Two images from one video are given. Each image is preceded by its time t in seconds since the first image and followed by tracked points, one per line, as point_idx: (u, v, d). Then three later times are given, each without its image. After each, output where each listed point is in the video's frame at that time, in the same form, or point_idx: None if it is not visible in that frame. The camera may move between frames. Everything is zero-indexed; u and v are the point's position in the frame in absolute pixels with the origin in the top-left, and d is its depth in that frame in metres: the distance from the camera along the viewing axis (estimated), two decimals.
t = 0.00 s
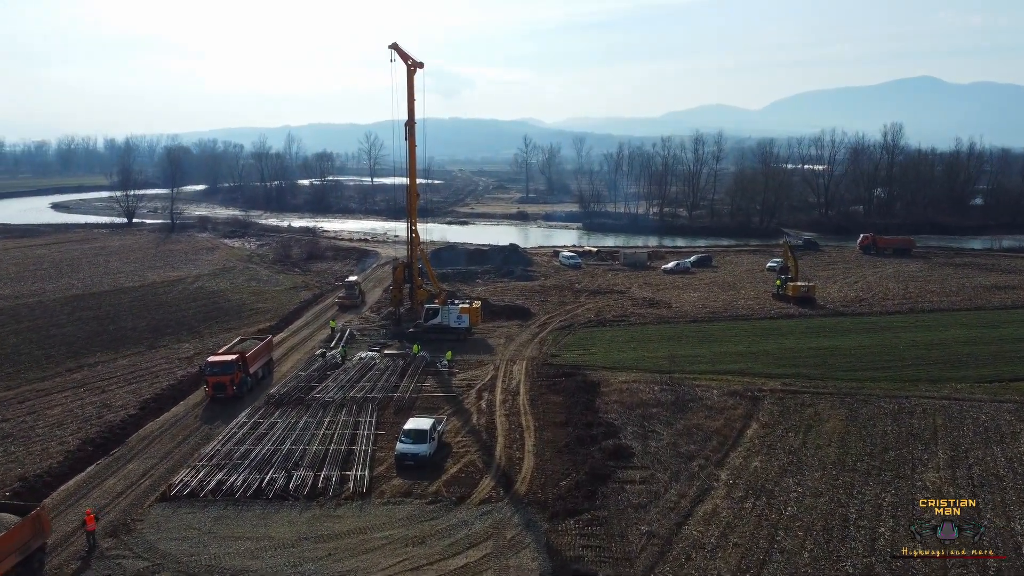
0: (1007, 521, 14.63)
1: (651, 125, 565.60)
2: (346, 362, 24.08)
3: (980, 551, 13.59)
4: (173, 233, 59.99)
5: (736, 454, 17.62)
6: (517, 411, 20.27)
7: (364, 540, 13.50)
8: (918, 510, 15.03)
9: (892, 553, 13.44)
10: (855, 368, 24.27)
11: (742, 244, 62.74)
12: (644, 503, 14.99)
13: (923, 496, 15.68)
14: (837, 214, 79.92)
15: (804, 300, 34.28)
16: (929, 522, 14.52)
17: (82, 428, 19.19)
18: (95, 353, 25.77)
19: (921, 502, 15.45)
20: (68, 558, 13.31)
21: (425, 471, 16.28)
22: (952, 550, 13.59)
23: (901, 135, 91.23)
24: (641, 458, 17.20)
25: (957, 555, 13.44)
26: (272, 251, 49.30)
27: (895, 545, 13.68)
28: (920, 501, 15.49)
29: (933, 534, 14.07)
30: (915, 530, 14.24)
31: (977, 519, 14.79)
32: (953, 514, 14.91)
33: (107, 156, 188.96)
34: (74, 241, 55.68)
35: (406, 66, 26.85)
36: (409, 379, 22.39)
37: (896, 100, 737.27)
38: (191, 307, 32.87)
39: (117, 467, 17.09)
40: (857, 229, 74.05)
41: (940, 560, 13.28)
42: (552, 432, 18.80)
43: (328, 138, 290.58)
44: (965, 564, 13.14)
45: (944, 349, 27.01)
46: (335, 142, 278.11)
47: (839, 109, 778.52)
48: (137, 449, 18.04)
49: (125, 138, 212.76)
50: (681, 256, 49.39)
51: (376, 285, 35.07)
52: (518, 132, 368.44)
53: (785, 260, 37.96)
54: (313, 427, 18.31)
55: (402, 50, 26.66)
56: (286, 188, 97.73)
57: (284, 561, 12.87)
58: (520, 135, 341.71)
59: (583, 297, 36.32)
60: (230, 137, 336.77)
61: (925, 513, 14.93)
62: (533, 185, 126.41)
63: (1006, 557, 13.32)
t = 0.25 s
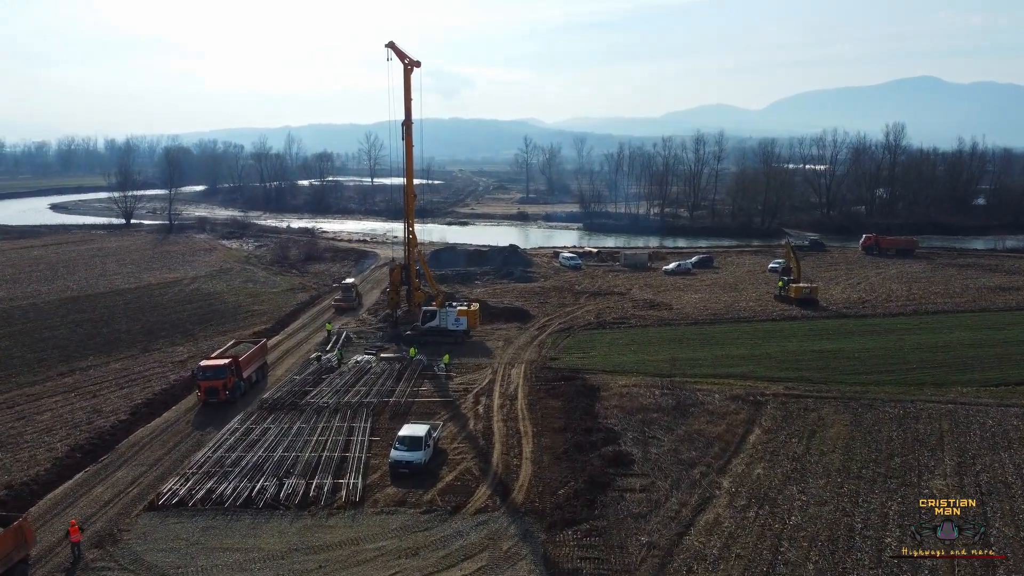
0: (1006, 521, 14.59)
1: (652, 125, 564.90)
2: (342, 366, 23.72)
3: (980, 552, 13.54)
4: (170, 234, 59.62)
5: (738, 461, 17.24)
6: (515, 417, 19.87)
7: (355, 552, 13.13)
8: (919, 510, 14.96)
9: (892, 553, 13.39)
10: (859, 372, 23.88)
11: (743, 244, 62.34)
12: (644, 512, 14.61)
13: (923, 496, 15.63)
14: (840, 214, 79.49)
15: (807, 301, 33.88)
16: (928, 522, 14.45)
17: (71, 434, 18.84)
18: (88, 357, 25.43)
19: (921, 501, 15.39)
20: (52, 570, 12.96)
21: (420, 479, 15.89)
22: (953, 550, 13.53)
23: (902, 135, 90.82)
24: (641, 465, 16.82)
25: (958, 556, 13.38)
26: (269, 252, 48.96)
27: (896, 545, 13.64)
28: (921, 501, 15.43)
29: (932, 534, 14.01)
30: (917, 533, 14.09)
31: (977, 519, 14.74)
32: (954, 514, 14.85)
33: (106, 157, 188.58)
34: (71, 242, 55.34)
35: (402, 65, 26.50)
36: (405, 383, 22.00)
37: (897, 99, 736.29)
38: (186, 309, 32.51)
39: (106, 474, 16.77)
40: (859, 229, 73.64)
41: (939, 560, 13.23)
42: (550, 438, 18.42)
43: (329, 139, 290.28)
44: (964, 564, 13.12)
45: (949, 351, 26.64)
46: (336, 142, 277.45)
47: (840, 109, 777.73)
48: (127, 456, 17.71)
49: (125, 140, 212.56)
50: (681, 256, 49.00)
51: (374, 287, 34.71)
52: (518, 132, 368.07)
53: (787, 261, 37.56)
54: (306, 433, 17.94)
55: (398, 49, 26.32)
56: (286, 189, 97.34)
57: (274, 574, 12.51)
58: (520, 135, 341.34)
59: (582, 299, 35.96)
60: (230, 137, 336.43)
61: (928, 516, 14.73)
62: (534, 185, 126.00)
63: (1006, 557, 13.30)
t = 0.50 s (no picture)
0: (1006, 521, 14.58)
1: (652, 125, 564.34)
2: (336, 369, 23.39)
3: (979, 552, 13.50)
4: (168, 235, 59.29)
5: (739, 467, 16.89)
6: (511, 422, 19.52)
7: (345, 562, 12.79)
8: (918, 509, 14.94)
9: (891, 553, 13.36)
10: (861, 375, 23.52)
11: (744, 245, 61.96)
12: (643, 521, 14.26)
13: (923, 496, 15.60)
14: (841, 214, 79.12)
15: (809, 303, 33.50)
16: (927, 522, 14.41)
17: (60, 440, 18.53)
18: (80, 360, 25.13)
19: (921, 501, 15.36)
20: None
21: (414, 486, 15.54)
22: (952, 550, 13.50)
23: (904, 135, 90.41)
24: (640, 472, 16.47)
25: (957, 555, 13.35)
26: (267, 253, 48.65)
27: (895, 544, 13.60)
28: (921, 500, 15.39)
29: (933, 534, 13.95)
30: (918, 534, 13.98)
31: (977, 519, 14.72)
32: (953, 514, 14.81)
33: (106, 157, 188.31)
34: (68, 243, 55.06)
35: (398, 64, 26.12)
36: (401, 387, 21.66)
37: (898, 99, 735.57)
38: (181, 311, 32.18)
39: (93, 481, 16.46)
40: (860, 229, 73.26)
41: (938, 559, 13.19)
42: (547, 443, 18.06)
43: (329, 139, 290.06)
44: (963, 564, 13.11)
45: (953, 353, 26.29)
46: (336, 143, 277.14)
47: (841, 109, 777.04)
48: (116, 462, 17.40)
49: (125, 141, 212.31)
50: (682, 257, 48.63)
51: (371, 288, 34.37)
52: (519, 133, 367.69)
53: (788, 262, 37.22)
54: (299, 439, 17.61)
55: (394, 48, 25.95)
56: (285, 190, 97.05)
57: None
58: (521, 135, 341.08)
59: (581, 300, 35.63)
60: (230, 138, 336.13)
61: (931, 519, 14.54)
62: (534, 186, 125.66)
63: (1005, 557, 13.29)
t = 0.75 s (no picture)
0: (1005, 521, 14.57)
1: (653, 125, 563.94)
2: (330, 372, 23.09)
3: (979, 551, 13.46)
4: (165, 236, 59.01)
5: (737, 473, 16.58)
6: (506, 426, 19.18)
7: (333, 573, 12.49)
8: (918, 510, 14.91)
9: (890, 553, 13.33)
10: (863, 377, 23.19)
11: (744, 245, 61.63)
12: (639, 529, 13.95)
13: (923, 496, 15.58)
14: (842, 214, 78.78)
15: (809, 304, 33.17)
16: (927, 522, 14.40)
17: (47, 445, 18.24)
18: (71, 363, 24.84)
19: (921, 501, 15.32)
20: None
21: (406, 494, 15.27)
22: (951, 550, 13.47)
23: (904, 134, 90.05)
24: (637, 478, 16.16)
25: (956, 555, 13.32)
26: (264, 254, 48.37)
27: (895, 545, 13.57)
28: (921, 501, 15.35)
29: (932, 534, 13.95)
30: (919, 539, 13.83)
31: (977, 519, 14.70)
32: (953, 514, 14.78)
33: (106, 158, 188.11)
34: (64, 244, 54.80)
35: (393, 63, 25.80)
36: (395, 390, 21.37)
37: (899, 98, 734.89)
38: (175, 313, 31.89)
39: (80, 488, 16.17)
40: (861, 229, 72.90)
41: (938, 560, 13.17)
42: (542, 449, 17.76)
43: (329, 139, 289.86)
44: (965, 564, 13.07)
45: (955, 355, 25.96)
46: (336, 143, 277.01)
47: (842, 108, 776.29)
48: (103, 468, 17.11)
49: (125, 141, 212.07)
50: (681, 258, 48.31)
51: (367, 290, 34.07)
52: (519, 133, 367.39)
53: (788, 263, 36.88)
54: (289, 445, 17.32)
55: (388, 47, 25.62)
56: (283, 190, 96.78)
57: None
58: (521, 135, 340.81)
59: (580, 301, 35.31)
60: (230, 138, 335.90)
61: (931, 521, 14.42)
62: (533, 186, 125.36)
63: (1005, 556, 13.25)
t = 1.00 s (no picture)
0: (1006, 520, 14.56)
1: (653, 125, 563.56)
2: (322, 374, 22.80)
3: (980, 551, 13.43)
4: (162, 237, 58.73)
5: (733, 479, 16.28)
6: (500, 431, 18.89)
7: None
8: (918, 510, 14.89)
9: (891, 553, 13.30)
10: (862, 380, 22.89)
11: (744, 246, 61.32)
12: (632, 537, 13.67)
13: (923, 496, 15.53)
14: (842, 214, 78.45)
15: (808, 305, 32.85)
16: (927, 522, 14.38)
17: (32, 449, 17.96)
18: (61, 366, 24.55)
19: (921, 501, 15.30)
20: None
21: (396, 500, 14.98)
22: (952, 550, 13.43)
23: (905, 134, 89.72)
24: (631, 484, 15.87)
25: (957, 555, 13.28)
26: (260, 255, 48.08)
27: (895, 544, 13.55)
28: (921, 500, 15.33)
29: (933, 534, 13.92)
30: (919, 543, 13.64)
31: (978, 519, 14.68)
32: (953, 514, 14.76)
33: (106, 158, 187.88)
34: (60, 246, 54.52)
35: (387, 63, 25.53)
36: (387, 393, 21.08)
37: (900, 98, 734.26)
38: (168, 315, 31.62)
39: (64, 494, 15.90)
40: (861, 229, 72.56)
41: (939, 560, 13.12)
42: (535, 454, 17.47)
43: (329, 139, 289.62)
44: (966, 563, 13.03)
45: (956, 357, 25.65)
46: (336, 143, 276.92)
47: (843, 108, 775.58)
48: (89, 473, 16.84)
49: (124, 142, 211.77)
50: (680, 258, 47.99)
51: (362, 291, 33.77)
52: (519, 133, 367.11)
53: (787, 263, 36.57)
54: (278, 450, 17.07)
55: (382, 46, 25.36)
56: (282, 190, 96.50)
57: None
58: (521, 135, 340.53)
59: (577, 303, 35.03)
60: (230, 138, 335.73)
61: (931, 525, 14.24)
62: (533, 186, 125.08)
63: (1005, 556, 13.22)
